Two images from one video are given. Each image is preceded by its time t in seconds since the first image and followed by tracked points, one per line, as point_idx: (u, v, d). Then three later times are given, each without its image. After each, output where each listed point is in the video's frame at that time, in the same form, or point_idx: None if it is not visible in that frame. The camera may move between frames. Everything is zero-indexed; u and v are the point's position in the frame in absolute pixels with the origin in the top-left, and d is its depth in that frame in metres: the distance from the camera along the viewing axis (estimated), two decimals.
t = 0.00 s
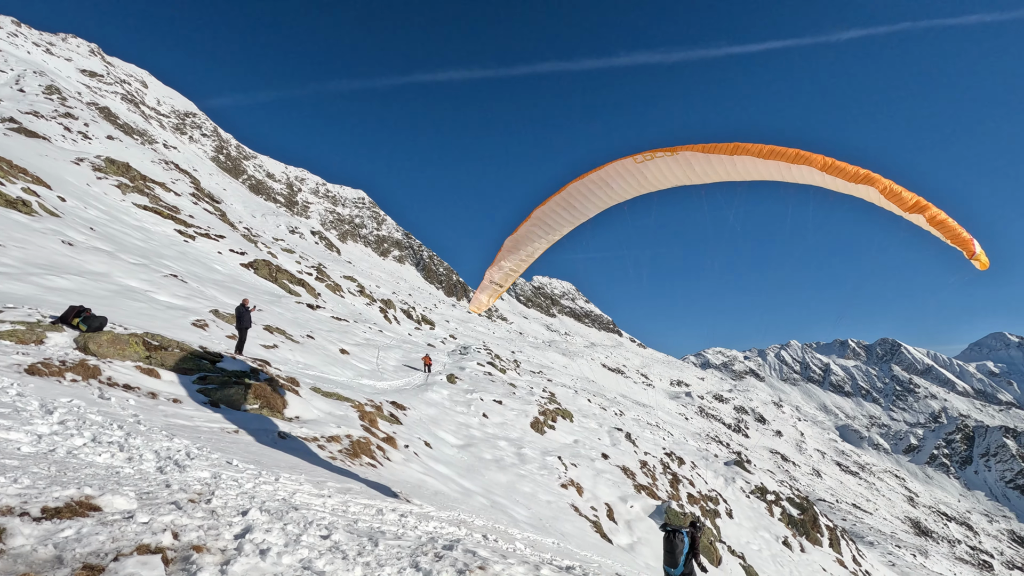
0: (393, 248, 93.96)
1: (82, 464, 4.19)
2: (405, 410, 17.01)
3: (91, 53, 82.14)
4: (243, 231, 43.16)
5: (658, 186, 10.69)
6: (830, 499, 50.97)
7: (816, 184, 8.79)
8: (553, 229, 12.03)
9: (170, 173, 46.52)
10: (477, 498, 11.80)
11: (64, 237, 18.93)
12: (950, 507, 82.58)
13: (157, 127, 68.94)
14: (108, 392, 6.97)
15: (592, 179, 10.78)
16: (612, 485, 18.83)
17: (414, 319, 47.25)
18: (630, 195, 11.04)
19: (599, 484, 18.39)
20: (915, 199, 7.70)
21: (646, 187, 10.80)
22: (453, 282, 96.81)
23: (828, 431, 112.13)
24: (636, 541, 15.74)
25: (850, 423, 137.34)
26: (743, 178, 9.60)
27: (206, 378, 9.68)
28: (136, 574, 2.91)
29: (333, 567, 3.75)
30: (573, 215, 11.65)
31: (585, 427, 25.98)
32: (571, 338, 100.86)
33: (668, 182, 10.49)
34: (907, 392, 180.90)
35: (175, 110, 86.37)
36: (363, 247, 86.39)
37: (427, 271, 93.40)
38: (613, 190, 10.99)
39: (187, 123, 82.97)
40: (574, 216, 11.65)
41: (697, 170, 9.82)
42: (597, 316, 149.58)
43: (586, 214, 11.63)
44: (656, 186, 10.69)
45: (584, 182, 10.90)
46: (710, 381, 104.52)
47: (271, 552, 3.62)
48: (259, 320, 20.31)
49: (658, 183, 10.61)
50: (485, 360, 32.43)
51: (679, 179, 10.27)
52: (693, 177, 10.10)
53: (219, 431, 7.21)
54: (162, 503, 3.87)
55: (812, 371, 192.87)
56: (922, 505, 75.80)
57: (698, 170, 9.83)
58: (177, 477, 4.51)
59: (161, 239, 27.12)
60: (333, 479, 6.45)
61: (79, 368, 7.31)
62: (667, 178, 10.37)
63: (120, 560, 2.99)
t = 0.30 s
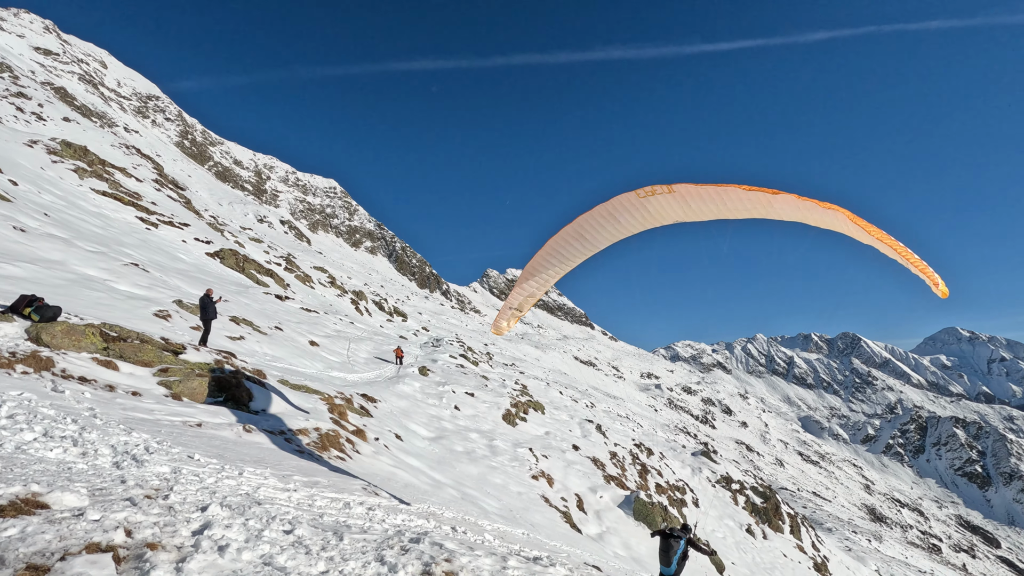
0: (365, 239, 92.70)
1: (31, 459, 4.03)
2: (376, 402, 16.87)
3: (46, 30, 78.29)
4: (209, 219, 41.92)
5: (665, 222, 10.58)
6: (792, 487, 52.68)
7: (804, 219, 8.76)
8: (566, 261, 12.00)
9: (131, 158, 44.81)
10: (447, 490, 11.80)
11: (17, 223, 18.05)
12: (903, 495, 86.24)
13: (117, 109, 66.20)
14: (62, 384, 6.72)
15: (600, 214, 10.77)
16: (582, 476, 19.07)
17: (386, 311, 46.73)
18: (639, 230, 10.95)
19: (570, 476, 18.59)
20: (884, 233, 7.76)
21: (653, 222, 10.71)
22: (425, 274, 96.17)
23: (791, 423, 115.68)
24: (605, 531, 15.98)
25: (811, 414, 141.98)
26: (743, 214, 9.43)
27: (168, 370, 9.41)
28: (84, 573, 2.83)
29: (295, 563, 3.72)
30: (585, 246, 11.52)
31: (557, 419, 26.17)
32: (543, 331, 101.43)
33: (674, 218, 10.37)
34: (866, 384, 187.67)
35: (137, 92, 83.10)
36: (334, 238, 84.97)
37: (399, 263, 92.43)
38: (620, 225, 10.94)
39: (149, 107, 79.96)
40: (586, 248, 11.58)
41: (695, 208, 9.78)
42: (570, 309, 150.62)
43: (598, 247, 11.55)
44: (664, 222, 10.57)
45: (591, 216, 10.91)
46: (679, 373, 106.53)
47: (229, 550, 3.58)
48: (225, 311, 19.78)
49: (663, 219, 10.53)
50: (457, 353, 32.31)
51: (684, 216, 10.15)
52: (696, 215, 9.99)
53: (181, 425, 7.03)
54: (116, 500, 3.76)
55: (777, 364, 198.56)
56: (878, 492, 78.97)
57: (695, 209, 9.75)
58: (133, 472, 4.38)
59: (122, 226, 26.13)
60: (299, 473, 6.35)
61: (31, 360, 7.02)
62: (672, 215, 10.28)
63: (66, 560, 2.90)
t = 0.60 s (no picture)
0: (335, 227, 91.05)
1: None
2: (344, 393, 16.70)
3: None
4: (170, 205, 40.48)
5: (663, 256, 10.65)
6: (754, 474, 54.30)
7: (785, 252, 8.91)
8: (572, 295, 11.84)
9: (87, 139, 42.83)
10: (416, 480, 11.79)
11: None
12: (858, 480, 89.88)
13: (71, 88, 63.10)
14: (9, 375, 6.44)
15: (598, 252, 10.87)
16: (551, 465, 19.28)
17: (356, 301, 46.07)
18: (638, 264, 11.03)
19: (539, 465, 18.78)
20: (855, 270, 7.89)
21: (650, 257, 10.80)
22: (396, 264, 95.16)
23: (754, 412, 119.11)
24: (573, 518, 16.23)
25: (773, 404, 146.43)
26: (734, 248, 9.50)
27: (124, 359, 9.10)
28: (25, 570, 2.89)
29: (253, 555, 3.85)
30: (588, 280, 11.50)
31: (527, 409, 26.35)
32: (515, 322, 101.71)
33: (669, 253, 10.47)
34: (825, 374, 194.31)
35: (92, 70, 79.32)
36: (302, 226, 83.16)
37: (369, 253, 91.19)
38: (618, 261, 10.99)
39: (106, 86, 76.47)
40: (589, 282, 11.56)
41: (685, 243, 9.85)
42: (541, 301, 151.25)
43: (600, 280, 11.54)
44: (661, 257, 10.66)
45: (588, 255, 11.02)
46: (648, 364, 108.33)
47: (185, 543, 3.66)
48: (187, 299, 19.20)
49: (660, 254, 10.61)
50: (428, 343, 32.14)
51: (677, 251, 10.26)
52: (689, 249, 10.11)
53: (138, 417, 6.83)
54: (65, 494, 3.75)
55: (742, 356, 203.88)
56: (834, 479, 82.10)
57: (685, 245, 9.88)
58: (83, 464, 4.29)
59: (76, 211, 25.01)
60: (263, 465, 6.25)
61: None
62: (666, 251, 10.40)
63: (10, 555, 2.97)
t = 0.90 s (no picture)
0: (306, 215, 89.31)
1: None
2: (316, 383, 16.50)
3: None
4: (133, 190, 39.11)
5: (664, 279, 10.71)
6: (721, 462, 55.71)
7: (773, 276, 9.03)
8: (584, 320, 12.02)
9: (43, 120, 40.99)
10: (388, 470, 11.75)
11: None
12: (820, 468, 92.96)
13: (26, 65, 60.15)
14: None
15: (601, 279, 10.91)
16: (524, 455, 19.41)
17: (328, 291, 45.36)
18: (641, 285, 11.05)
19: (512, 454, 18.91)
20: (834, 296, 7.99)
21: (652, 280, 10.82)
22: (370, 254, 94.00)
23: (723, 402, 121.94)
24: (546, 506, 16.42)
25: (741, 394, 150.10)
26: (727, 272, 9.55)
27: (85, 349, 8.81)
28: None
29: (220, 543, 3.80)
30: (594, 304, 11.59)
31: (501, 399, 26.46)
32: (490, 313, 101.69)
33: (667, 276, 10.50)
34: (791, 365, 199.93)
35: (49, 47, 75.74)
36: (273, 214, 81.33)
37: (342, 242, 89.82)
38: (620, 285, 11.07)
39: (64, 65, 73.15)
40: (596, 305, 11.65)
41: (681, 268, 9.92)
42: (516, 292, 151.53)
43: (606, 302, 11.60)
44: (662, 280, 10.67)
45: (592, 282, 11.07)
46: (621, 355, 109.70)
47: (149, 533, 3.60)
48: (152, 287, 18.61)
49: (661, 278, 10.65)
50: (402, 333, 31.91)
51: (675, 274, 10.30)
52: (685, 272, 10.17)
53: (100, 407, 6.62)
54: (18, 486, 3.62)
55: (712, 347, 208.28)
56: (798, 466, 84.75)
57: (682, 269, 9.96)
58: (39, 455, 4.15)
59: (32, 195, 23.96)
60: (231, 455, 6.16)
61: None
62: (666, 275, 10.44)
63: None
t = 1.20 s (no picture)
0: (280, 205, 87.57)
1: None
2: (289, 375, 16.28)
3: None
4: (97, 176, 37.78)
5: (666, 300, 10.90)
6: (694, 453, 56.71)
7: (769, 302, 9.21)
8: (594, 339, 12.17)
9: None
10: (363, 463, 11.67)
11: None
12: (789, 457, 95.53)
13: None
14: None
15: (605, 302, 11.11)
16: (500, 447, 19.47)
17: (303, 282, 44.59)
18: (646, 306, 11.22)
19: (488, 446, 18.95)
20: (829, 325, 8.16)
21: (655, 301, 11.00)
22: (345, 245, 92.69)
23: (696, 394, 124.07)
24: (521, 498, 16.53)
25: (714, 386, 153.09)
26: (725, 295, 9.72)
27: (46, 340, 8.52)
28: None
29: (186, 537, 3.74)
30: (602, 324, 11.77)
31: (477, 392, 26.49)
32: (467, 305, 101.41)
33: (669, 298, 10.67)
34: (762, 357, 204.62)
35: (6, 26, 72.32)
36: (245, 203, 79.51)
37: (317, 233, 88.36)
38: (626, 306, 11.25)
39: (22, 44, 69.99)
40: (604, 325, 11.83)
41: (683, 292, 10.09)
42: (494, 284, 151.44)
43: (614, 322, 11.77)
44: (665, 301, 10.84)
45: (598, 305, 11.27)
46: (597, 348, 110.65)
47: (111, 527, 3.51)
48: (118, 277, 18.06)
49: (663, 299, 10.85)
50: (378, 326, 31.62)
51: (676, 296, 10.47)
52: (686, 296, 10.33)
53: (63, 400, 6.42)
54: None
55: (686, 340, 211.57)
56: (768, 456, 86.90)
57: (684, 293, 10.13)
58: None
59: None
60: (201, 449, 6.05)
61: None
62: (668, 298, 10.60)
63: None
